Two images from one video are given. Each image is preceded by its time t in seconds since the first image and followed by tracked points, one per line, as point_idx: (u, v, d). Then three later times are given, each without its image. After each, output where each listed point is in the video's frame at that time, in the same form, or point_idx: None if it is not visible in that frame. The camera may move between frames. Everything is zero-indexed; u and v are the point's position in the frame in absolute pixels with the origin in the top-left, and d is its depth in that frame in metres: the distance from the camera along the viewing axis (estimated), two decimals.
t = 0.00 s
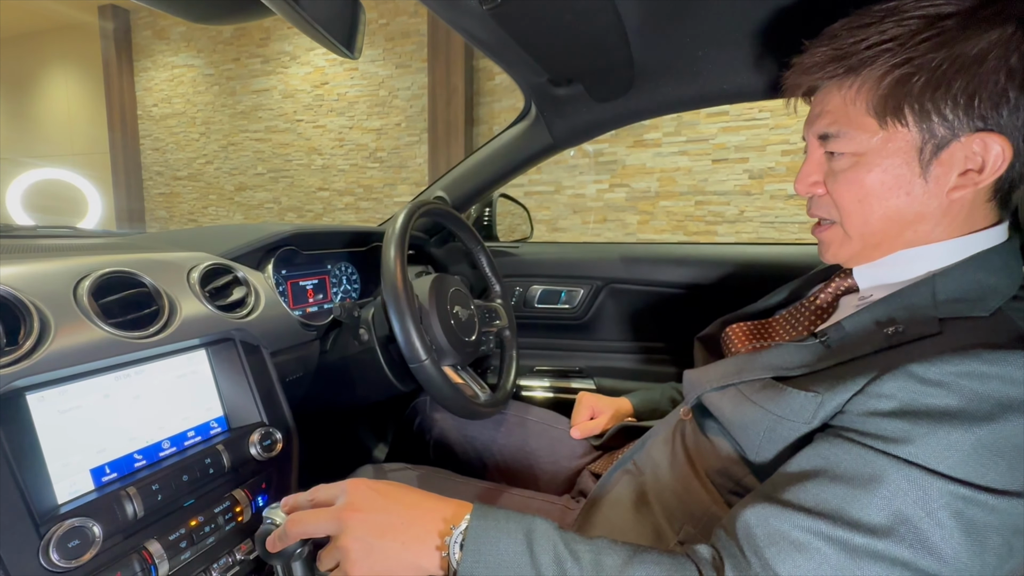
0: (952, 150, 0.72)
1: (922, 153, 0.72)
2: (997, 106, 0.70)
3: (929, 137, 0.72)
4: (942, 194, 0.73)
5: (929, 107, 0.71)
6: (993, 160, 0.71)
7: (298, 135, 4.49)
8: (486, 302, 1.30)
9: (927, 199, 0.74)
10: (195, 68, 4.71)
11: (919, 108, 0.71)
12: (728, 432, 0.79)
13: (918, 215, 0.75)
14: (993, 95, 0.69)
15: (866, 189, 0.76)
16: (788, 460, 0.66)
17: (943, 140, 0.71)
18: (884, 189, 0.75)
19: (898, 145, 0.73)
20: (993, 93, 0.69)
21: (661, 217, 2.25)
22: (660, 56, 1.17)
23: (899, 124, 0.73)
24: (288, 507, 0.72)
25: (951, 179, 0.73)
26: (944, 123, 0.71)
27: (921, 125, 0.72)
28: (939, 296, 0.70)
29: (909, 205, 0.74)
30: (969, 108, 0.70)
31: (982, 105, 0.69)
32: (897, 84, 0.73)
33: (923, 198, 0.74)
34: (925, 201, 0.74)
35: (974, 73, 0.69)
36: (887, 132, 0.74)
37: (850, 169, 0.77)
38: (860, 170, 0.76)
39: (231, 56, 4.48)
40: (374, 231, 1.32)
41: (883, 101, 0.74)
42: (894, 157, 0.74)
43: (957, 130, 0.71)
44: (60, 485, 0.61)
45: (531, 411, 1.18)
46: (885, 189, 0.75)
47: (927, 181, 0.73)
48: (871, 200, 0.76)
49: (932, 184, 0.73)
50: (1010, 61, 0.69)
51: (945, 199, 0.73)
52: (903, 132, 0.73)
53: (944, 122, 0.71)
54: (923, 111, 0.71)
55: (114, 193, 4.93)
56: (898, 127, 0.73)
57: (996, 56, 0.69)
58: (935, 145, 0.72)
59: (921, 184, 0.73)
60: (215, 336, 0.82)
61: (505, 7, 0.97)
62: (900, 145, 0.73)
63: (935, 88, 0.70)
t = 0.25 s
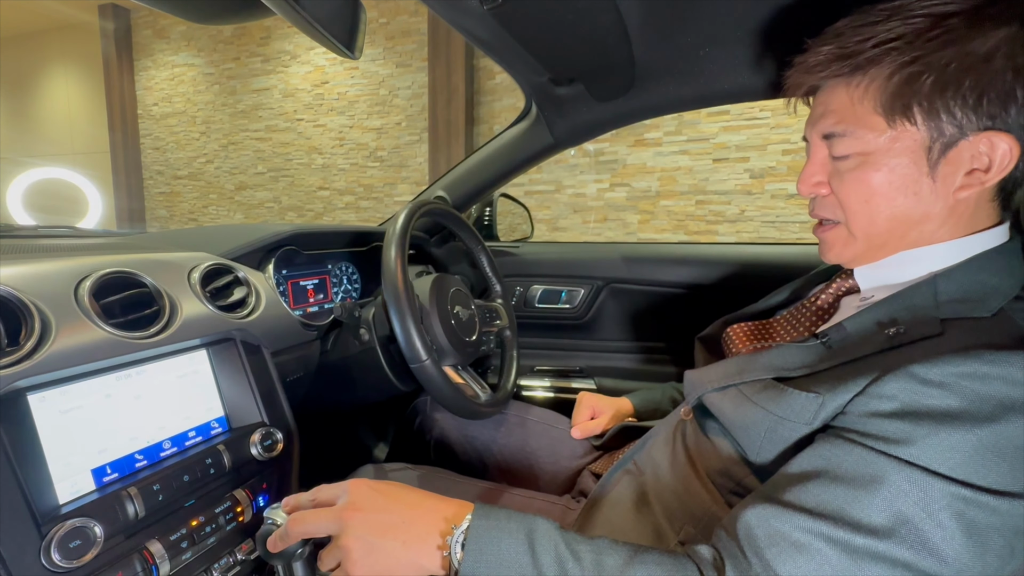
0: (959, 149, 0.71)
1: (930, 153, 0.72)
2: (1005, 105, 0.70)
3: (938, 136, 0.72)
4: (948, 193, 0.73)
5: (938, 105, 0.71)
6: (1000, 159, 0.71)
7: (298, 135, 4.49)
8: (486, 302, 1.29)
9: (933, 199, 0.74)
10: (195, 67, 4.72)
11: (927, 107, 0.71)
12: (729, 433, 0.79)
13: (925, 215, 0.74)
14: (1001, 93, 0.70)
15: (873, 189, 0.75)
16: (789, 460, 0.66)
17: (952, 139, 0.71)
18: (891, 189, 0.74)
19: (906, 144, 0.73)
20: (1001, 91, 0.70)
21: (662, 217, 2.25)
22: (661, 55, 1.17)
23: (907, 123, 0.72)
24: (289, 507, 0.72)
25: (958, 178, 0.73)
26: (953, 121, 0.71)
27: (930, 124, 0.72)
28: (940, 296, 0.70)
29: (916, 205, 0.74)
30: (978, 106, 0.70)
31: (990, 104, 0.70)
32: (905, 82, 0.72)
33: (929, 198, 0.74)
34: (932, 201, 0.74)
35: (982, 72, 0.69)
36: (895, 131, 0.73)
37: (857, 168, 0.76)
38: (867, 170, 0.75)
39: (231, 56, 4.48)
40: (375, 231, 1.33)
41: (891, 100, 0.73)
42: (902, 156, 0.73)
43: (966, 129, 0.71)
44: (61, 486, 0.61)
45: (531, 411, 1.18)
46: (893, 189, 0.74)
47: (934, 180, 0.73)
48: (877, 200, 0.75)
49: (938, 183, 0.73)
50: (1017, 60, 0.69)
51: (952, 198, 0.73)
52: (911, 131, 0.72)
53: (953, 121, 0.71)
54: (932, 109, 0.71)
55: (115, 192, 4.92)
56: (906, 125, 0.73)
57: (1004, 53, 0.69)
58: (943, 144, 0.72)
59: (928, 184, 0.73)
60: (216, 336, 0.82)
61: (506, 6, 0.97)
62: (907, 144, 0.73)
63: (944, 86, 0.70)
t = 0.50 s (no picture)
0: (964, 149, 0.71)
1: (936, 152, 0.72)
2: (1008, 104, 0.70)
3: (943, 135, 0.71)
4: (952, 193, 0.73)
5: (945, 104, 0.71)
6: (1004, 157, 0.71)
7: (299, 134, 4.49)
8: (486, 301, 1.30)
9: (937, 199, 0.74)
10: (196, 66, 4.72)
11: (934, 106, 0.71)
12: (729, 433, 0.80)
13: (928, 215, 0.74)
14: (1005, 93, 0.70)
15: (878, 190, 0.75)
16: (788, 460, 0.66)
17: (957, 139, 0.71)
18: (895, 189, 0.74)
19: (911, 144, 0.72)
20: (1005, 91, 0.70)
21: (663, 217, 2.26)
22: (662, 55, 1.17)
23: (913, 122, 0.72)
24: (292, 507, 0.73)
25: (962, 178, 0.73)
26: (958, 121, 0.71)
27: (935, 124, 0.71)
28: (939, 297, 0.70)
29: (921, 205, 0.74)
30: (983, 106, 0.70)
31: (995, 104, 0.70)
32: (911, 82, 0.72)
33: (934, 198, 0.74)
34: (936, 201, 0.74)
35: (988, 71, 0.70)
36: (900, 131, 0.73)
37: (862, 169, 0.75)
38: (872, 170, 0.75)
39: (232, 55, 4.48)
40: (376, 230, 1.33)
41: (897, 99, 0.73)
42: (907, 156, 0.73)
43: (970, 129, 0.71)
44: (63, 486, 0.61)
45: (532, 410, 1.19)
46: (898, 189, 0.74)
47: (939, 180, 0.73)
48: (882, 201, 0.75)
49: (943, 183, 0.73)
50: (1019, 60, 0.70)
51: (956, 198, 0.73)
52: (917, 131, 0.72)
53: (958, 120, 0.71)
54: (938, 109, 0.71)
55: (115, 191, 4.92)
56: (912, 125, 0.72)
57: (1009, 52, 0.70)
58: (948, 144, 0.72)
59: (933, 184, 0.73)
60: (217, 336, 0.82)
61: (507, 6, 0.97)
62: (913, 144, 0.73)
63: (950, 85, 0.70)
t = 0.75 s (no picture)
0: (957, 150, 0.71)
1: (929, 154, 0.72)
2: (1000, 105, 0.70)
3: (936, 137, 0.71)
4: (946, 194, 0.73)
5: (936, 107, 0.70)
6: (997, 158, 0.71)
7: (300, 133, 4.49)
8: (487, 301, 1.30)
9: (932, 200, 0.74)
10: (196, 65, 4.74)
11: (925, 108, 0.71)
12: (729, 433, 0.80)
13: (923, 216, 0.74)
14: (996, 94, 0.70)
15: (872, 192, 0.75)
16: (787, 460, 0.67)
17: (949, 140, 0.71)
18: (890, 191, 0.74)
19: (904, 146, 0.72)
20: (996, 92, 0.70)
21: (663, 216, 2.26)
22: (663, 55, 1.17)
23: (906, 125, 0.72)
24: (297, 509, 0.72)
25: (956, 179, 0.73)
26: (950, 122, 0.71)
27: (927, 126, 0.71)
28: (938, 296, 0.70)
29: (915, 206, 0.74)
30: (974, 107, 0.70)
31: (986, 105, 0.70)
32: (903, 85, 0.72)
33: (928, 199, 0.74)
34: (930, 203, 0.74)
35: (979, 73, 0.70)
36: (893, 134, 0.73)
37: (856, 172, 0.75)
38: (866, 173, 0.75)
39: (232, 54, 4.49)
40: (376, 230, 1.33)
41: (889, 102, 0.73)
42: (901, 158, 0.73)
43: (963, 130, 0.71)
44: (65, 485, 0.61)
45: (532, 410, 1.19)
46: (891, 191, 0.74)
47: (933, 181, 0.73)
48: (876, 203, 0.75)
49: (937, 184, 0.73)
50: (1010, 61, 0.70)
51: (950, 199, 0.73)
52: (909, 133, 0.72)
53: (950, 122, 0.71)
54: (929, 111, 0.71)
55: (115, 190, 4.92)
56: (904, 127, 0.72)
57: (999, 54, 0.70)
58: (941, 146, 0.72)
59: (927, 185, 0.73)
60: (218, 336, 0.82)
61: (507, 6, 0.97)
62: (906, 146, 0.72)
63: (941, 88, 0.70)
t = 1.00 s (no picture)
0: (946, 151, 0.71)
1: (918, 155, 0.72)
2: (987, 104, 0.70)
3: (924, 139, 0.71)
4: (937, 194, 0.73)
5: (923, 109, 0.70)
6: (987, 157, 0.71)
7: (300, 131, 4.49)
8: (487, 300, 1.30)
9: (924, 200, 0.74)
10: (197, 63, 4.74)
11: (912, 111, 0.71)
12: (727, 432, 0.80)
13: (915, 216, 0.75)
14: (982, 94, 0.70)
15: (863, 194, 0.75)
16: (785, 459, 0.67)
17: (938, 141, 0.71)
18: (881, 193, 0.74)
19: (893, 148, 0.72)
20: (982, 92, 0.70)
21: (664, 215, 2.27)
22: (663, 54, 1.17)
23: (894, 127, 0.72)
24: (300, 506, 0.69)
25: (946, 179, 0.73)
26: (938, 123, 0.71)
27: (915, 127, 0.71)
28: (935, 296, 0.70)
29: (906, 207, 0.74)
30: (961, 108, 0.70)
31: (972, 105, 0.70)
32: (889, 89, 0.72)
33: (919, 200, 0.74)
34: (922, 203, 0.74)
35: (963, 75, 0.70)
36: (882, 136, 0.73)
37: (847, 175, 0.75)
38: (857, 176, 0.75)
39: (233, 52, 4.49)
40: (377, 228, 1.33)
41: (877, 106, 0.73)
42: (890, 160, 0.73)
43: (951, 130, 0.71)
44: (67, 483, 0.61)
45: (532, 408, 1.18)
46: (882, 193, 0.74)
47: (924, 181, 0.73)
48: (868, 205, 0.75)
49: (928, 185, 0.73)
50: (995, 60, 0.70)
51: (941, 198, 0.73)
52: (898, 136, 0.72)
53: (938, 123, 0.71)
54: (917, 113, 0.71)
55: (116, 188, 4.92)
56: (893, 130, 0.72)
57: (983, 54, 0.70)
58: (930, 146, 0.72)
59: (918, 186, 0.73)
60: (219, 334, 0.82)
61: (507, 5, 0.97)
62: (896, 149, 0.72)
63: (927, 90, 0.70)
